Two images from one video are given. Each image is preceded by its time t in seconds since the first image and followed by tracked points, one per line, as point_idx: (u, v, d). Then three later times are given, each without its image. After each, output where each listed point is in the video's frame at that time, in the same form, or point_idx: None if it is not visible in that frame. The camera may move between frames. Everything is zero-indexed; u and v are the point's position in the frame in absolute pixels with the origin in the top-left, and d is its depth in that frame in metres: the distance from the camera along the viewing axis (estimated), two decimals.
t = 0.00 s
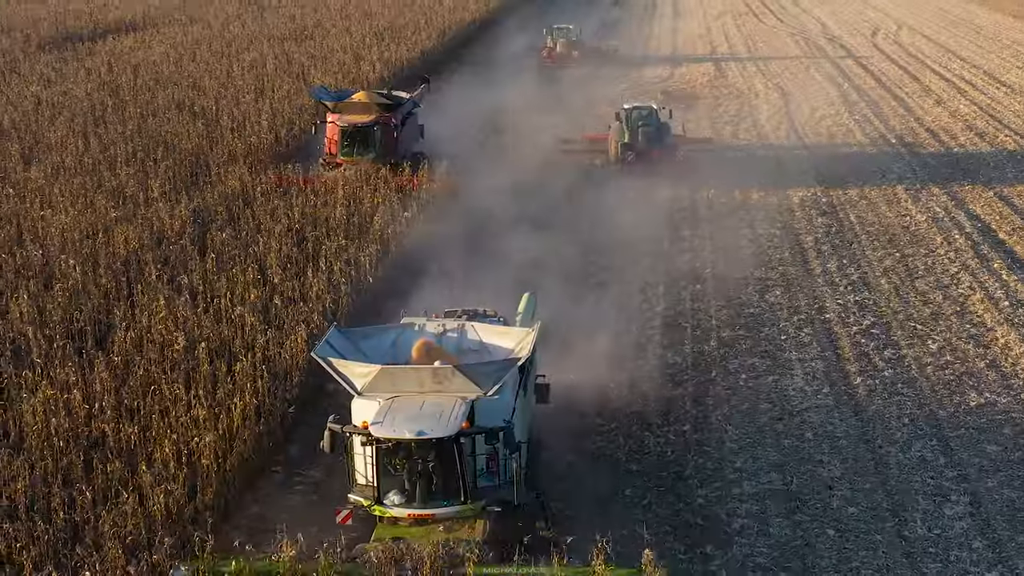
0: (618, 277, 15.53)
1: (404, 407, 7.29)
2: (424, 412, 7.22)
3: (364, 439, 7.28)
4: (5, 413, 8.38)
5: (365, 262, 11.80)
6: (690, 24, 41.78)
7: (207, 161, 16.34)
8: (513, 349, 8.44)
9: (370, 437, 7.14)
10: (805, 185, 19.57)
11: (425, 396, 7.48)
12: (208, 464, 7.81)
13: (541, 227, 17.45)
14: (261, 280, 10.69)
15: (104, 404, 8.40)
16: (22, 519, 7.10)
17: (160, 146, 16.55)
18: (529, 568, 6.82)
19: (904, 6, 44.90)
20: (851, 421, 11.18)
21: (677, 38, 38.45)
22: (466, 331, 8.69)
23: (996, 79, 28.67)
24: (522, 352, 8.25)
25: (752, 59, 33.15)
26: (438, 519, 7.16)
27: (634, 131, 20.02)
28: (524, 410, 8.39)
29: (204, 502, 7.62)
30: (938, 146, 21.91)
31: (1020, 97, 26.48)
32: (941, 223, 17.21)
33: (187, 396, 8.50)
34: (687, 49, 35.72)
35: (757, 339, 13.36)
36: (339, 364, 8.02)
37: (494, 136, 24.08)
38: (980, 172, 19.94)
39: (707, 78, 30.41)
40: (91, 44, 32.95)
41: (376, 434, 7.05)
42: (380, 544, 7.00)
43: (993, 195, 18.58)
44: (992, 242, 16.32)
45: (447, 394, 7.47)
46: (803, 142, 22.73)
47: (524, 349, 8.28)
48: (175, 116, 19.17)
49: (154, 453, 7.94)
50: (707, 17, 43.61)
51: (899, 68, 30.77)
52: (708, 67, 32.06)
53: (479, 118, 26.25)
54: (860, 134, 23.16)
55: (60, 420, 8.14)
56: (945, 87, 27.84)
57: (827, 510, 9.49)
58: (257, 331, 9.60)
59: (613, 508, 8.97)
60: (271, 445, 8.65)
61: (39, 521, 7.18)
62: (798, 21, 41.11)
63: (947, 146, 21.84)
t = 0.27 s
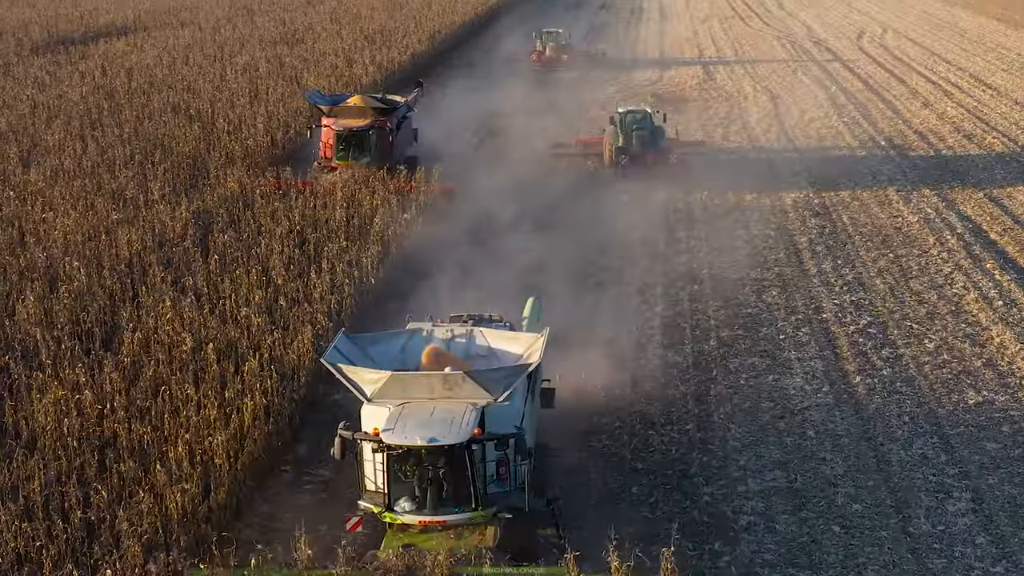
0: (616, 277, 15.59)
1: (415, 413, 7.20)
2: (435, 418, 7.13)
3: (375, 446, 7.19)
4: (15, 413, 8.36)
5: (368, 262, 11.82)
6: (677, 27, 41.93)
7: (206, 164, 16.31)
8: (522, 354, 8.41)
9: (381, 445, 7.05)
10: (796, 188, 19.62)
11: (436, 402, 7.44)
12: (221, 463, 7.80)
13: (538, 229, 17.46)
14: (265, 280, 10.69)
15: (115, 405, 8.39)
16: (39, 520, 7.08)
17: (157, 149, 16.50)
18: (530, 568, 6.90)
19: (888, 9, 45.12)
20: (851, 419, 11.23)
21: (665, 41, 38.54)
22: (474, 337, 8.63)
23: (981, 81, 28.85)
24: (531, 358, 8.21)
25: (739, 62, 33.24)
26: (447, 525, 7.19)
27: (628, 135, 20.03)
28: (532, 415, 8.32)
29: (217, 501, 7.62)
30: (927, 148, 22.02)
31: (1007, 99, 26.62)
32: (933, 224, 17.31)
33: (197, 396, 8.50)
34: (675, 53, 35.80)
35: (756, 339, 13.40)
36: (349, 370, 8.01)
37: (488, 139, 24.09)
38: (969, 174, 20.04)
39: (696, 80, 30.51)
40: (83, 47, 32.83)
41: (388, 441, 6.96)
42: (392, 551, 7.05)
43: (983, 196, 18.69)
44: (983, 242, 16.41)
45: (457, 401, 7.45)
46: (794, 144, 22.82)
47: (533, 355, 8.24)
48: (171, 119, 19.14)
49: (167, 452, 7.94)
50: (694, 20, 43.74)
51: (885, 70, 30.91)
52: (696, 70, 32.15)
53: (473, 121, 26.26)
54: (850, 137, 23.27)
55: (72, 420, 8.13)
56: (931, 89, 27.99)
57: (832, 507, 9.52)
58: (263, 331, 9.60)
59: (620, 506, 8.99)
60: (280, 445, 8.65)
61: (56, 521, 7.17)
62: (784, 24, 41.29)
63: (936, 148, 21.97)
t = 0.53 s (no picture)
0: (615, 278, 15.61)
1: (425, 421, 7.19)
2: (445, 426, 7.12)
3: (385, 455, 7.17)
4: (25, 414, 8.34)
5: (370, 264, 11.83)
6: (663, 30, 42.06)
7: (204, 167, 16.28)
8: (530, 360, 8.44)
9: (393, 452, 7.01)
10: (788, 190, 19.68)
11: (445, 409, 7.42)
12: (233, 463, 7.80)
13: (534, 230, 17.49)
14: (269, 281, 10.69)
15: (125, 405, 8.37)
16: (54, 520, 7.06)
17: (154, 152, 16.45)
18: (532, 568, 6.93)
19: (872, 12, 45.30)
20: (851, 417, 11.27)
21: (652, 44, 38.63)
22: (482, 343, 8.71)
23: (966, 83, 29.01)
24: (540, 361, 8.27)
25: (726, 65, 33.32)
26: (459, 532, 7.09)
27: (621, 139, 20.02)
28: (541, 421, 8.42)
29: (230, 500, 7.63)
30: (915, 150, 22.13)
31: (991, 101, 26.77)
32: (924, 225, 17.40)
33: (206, 395, 8.48)
34: (663, 56, 35.88)
35: (754, 339, 13.45)
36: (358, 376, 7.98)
37: (481, 142, 24.09)
38: (957, 175, 20.14)
39: (684, 83, 30.60)
40: (74, 50, 32.71)
41: (398, 449, 6.91)
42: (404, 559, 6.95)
43: (973, 197, 18.79)
44: (973, 243, 16.49)
45: (467, 408, 7.44)
46: (785, 147, 22.91)
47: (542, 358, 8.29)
48: (166, 122, 19.08)
49: (179, 450, 7.94)
50: (680, 24, 43.85)
51: (871, 73, 31.04)
52: (684, 73, 32.23)
53: (465, 124, 26.28)
54: (839, 139, 23.38)
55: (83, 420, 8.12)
56: (917, 92, 28.13)
57: (835, 504, 9.56)
58: (269, 331, 9.60)
59: (626, 502, 9.03)
60: (288, 444, 8.65)
61: (71, 521, 7.14)
62: (769, 27, 41.44)
63: (924, 150, 22.09)
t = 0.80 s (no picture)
0: (613, 280, 15.62)
1: (435, 428, 7.06)
2: (456, 434, 7.00)
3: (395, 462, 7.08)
4: (36, 416, 8.35)
5: (370, 266, 11.79)
6: (649, 34, 42.18)
7: (201, 170, 16.24)
8: (539, 365, 8.39)
9: (403, 460, 6.91)
10: (779, 193, 19.73)
11: (455, 416, 7.31)
12: (244, 463, 7.80)
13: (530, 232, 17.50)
14: (272, 283, 10.71)
15: (134, 407, 8.39)
16: (68, 522, 7.06)
17: (151, 155, 16.41)
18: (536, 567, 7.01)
19: (855, 15, 45.49)
20: (851, 416, 11.32)
21: (638, 48, 38.70)
22: (490, 349, 8.67)
23: (950, 86, 29.16)
24: (548, 366, 8.23)
25: (713, 68, 33.42)
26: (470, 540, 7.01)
27: (614, 142, 20.05)
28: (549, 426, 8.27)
29: (241, 499, 7.63)
30: (903, 152, 22.24)
31: (976, 103, 26.90)
32: (915, 226, 17.49)
33: (215, 395, 8.49)
34: (649, 59, 35.98)
35: (752, 339, 13.48)
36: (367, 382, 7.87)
37: (475, 145, 24.07)
38: (946, 176, 20.24)
39: (672, 86, 30.71)
40: (65, 54, 32.59)
41: (410, 457, 6.80)
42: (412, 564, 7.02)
43: (962, 198, 18.89)
44: (963, 243, 16.59)
45: (476, 414, 7.32)
46: (775, 149, 23.00)
47: (551, 362, 8.24)
48: (161, 125, 19.03)
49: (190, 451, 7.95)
50: (665, 27, 43.97)
51: (855, 76, 31.18)
52: (671, 77, 32.31)
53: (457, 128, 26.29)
54: (827, 141, 23.48)
55: (93, 421, 8.13)
56: (902, 94, 28.29)
57: (838, 501, 9.60)
58: (273, 333, 9.61)
59: (632, 500, 9.06)
60: (295, 445, 8.65)
61: (85, 522, 7.15)
62: (753, 31, 41.59)
63: (912, 151, 22.20)
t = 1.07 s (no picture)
0: (610, 281, 15.63)
1: (446, 435, 7.09)
2: (467, 441, 7.02)
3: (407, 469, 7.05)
4: (44, 416, 8.33)
5: (370, 267, 11.71)
6: (635, 37, 42.27)
7: (198, 173, 16.20)
8: (546, 371, 8.40)
9: (414, 467, 6.91)
10: (770, 195, 19.79)
11: (465, 423, 7.31)
12: (255, 463, 7.80)
13: (525, 235, 17.50)
14: (274, 284, 10.71)
15: (143, 408, 8.38)
16: (82, 522, 7.04)
17: (147, 158, 16.36)
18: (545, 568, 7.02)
19: (838, 18, 45.67)
20: (850, 414, 11.38)
21: (625, 51, 38.78)
22: (498, 354, 8.66)
23: (935, 88, 29.32)
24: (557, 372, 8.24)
25: (700, 71, 33.50)
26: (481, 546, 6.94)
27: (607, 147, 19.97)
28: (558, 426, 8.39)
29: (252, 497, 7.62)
30: (891, 154, 22.36)
31: (961, 105, 27.05)
32: (905, 227, 17.59)
33: (224, 396, 8.50)
34: (637, 62, 36.06)
35: (749, 338, 13.52)
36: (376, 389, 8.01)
37: (468, 149, 24.05)
38: (934, 178, 20.36)
39: (660, 89, 30.80)
40: (56, 58, 32.47)
41: (421, 464, 6.82)
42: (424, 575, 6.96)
43: (951, 200, 18.99)
44: (953, 244, 16.68)
45: (487, 421, 7.33)
46: (765, 152, 23.07)
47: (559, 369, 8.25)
48: (155, 128, 18.97)
49: (200, 450, 7.96)
50: (651, 31, 44.06)
51: (841, 79, 31.32)
52: (659, 80, 32.38)
53: (449, 131, 26.27)
54: (815, 143, 23.59)
55: (103, 421, 8.13)
56: (888, 96, 28.43)
57: (841, 498, 9.65)
58: (277, 335, 9.62)
59: (638, 498, 9.09)
60: (301, 444, 8.64)
61: (98, 524, 7.14)
62: (738, 34, 41.74)
63: (900, 154, 22.33)
